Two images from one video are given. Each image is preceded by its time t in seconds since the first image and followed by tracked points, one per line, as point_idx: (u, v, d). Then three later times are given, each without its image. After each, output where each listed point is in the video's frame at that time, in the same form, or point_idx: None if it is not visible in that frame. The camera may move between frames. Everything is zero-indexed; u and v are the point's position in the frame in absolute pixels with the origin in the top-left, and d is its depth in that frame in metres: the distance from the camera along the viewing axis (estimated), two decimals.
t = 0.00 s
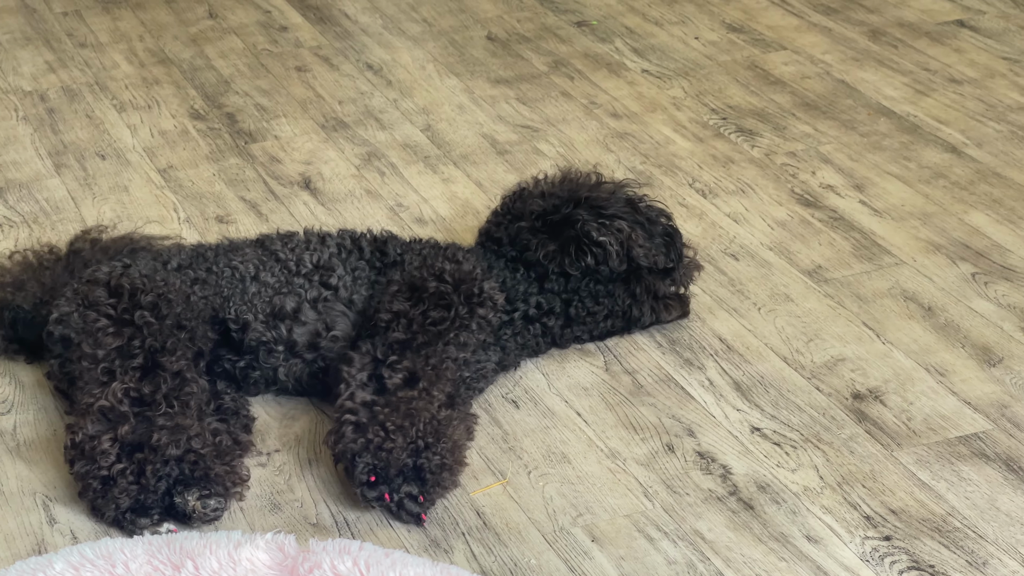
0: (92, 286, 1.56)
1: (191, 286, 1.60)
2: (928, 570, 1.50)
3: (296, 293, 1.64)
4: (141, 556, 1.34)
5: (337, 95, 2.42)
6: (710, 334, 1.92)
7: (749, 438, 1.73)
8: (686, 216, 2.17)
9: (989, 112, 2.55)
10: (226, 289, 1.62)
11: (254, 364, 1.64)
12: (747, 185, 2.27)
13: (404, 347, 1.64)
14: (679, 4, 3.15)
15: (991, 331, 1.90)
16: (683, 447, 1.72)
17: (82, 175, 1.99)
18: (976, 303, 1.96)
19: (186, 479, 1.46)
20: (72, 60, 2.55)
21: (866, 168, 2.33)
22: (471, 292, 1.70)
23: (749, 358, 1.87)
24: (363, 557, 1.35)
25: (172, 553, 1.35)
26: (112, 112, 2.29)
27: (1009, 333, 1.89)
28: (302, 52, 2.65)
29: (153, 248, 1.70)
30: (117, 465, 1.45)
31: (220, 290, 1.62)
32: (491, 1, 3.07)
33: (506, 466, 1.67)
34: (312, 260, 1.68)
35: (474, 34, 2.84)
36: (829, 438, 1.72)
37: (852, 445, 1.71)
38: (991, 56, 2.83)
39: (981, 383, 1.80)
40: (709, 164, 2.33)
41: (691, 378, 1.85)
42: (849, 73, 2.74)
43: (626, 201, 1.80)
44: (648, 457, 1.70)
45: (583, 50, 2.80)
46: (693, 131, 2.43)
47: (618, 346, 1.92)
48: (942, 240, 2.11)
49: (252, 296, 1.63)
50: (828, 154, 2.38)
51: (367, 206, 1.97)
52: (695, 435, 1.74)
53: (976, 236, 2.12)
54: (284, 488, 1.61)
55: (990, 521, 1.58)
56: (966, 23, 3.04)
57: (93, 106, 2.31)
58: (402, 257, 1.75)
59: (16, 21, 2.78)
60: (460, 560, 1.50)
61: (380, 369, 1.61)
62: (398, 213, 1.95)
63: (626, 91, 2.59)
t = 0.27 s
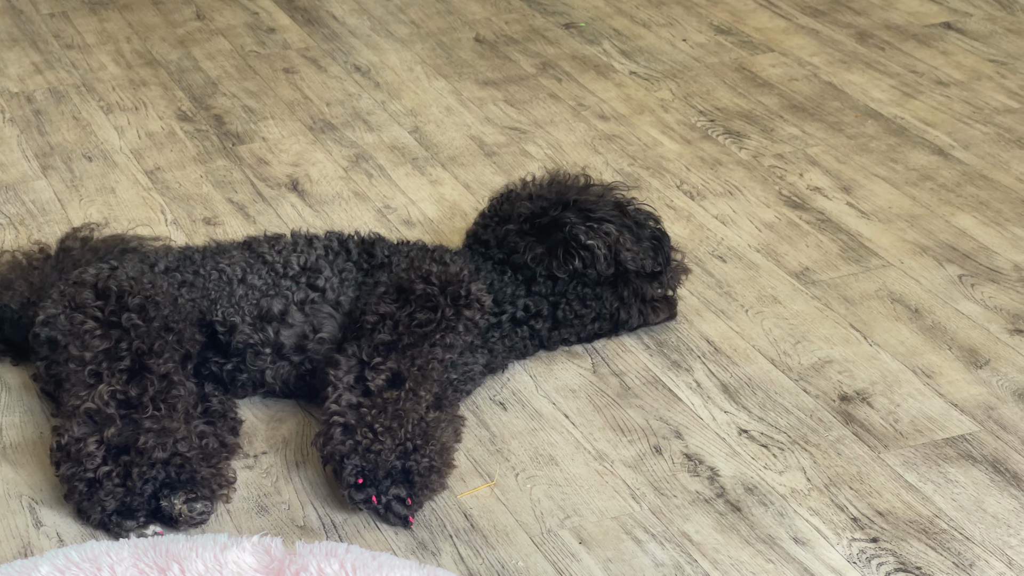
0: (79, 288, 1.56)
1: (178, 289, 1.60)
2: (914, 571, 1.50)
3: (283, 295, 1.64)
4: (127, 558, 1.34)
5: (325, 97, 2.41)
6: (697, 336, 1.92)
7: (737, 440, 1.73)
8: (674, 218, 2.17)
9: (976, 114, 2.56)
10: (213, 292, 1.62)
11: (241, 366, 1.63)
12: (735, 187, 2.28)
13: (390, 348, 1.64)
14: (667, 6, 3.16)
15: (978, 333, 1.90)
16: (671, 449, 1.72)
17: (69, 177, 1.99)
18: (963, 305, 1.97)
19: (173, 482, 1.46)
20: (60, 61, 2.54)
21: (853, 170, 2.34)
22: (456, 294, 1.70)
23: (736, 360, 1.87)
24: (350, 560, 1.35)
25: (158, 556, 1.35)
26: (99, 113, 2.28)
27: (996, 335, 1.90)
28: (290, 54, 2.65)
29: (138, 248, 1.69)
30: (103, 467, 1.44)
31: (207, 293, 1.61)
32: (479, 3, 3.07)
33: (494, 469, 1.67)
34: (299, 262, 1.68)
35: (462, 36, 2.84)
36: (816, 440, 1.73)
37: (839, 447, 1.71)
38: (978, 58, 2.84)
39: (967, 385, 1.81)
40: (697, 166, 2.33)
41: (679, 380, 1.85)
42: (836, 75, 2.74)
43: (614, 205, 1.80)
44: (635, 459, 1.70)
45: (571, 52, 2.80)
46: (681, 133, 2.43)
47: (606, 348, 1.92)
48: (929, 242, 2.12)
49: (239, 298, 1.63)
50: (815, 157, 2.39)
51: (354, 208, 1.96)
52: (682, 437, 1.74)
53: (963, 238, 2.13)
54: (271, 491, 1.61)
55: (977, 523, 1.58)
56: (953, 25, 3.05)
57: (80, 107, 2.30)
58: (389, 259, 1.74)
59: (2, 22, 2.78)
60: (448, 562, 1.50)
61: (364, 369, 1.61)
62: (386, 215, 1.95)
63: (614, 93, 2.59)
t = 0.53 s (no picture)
0: (75, 291, 1.55)
1: (172, 289, 1.57)
2: (906, 571, 1.50)
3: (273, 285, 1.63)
4: (117, 559, 1.33)
5: (315, 97, 2.41)
6: (688, 336, 1.92)
7: (728, 440, 1.73)
8: (664, 218, 2.17)
9: (966, 114, 2.56)
10: (206, 288, 1.60)
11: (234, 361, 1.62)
12: (726, 187, 2.28)
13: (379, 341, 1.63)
14: (658, 7, 3.16)
15: (969, 332, 1.91)
16: (662, 449, 1.72)
17: (59, 177, 1.99)
18: (953, 304, 1.97)
19: (168, 486, 1.45)
20: (50, 62, 2.54)
21: (843, 170, 2.34)
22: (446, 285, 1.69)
23: (727, 360, 1.87)
24: (341, 560, 1.35)
25: (149, 557, 1.34)
26: (89, 113, 2.28)
27: (987, 335, 1.90)
28: (281, 55, 2.65)
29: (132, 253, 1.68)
30: (98, 470, 1.43)
31: (200, 287, 1.60)
32: (470, 4, 3.07)
33: (485, 469, 1.67)
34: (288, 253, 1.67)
35: (452, 37, 2.84)
36: (808, 440, 1.72)
37: (831, 447, 1.71)
38: (968, 59, 2.84)
39: (958, 385, 1.81)
40: (688, 166, 2.33)
41: (670, 380, 1.85)
42: (826, 75, 2.75)
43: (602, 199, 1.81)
44: (627, 459, 1.70)
45: (562, 52, 2.80)
46: (672, 134, 2.43)
47: (598, 348, 1.92)
48: (920, 242, 2.12)
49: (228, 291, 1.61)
50: (806, 157, 2.39)
51: (345, 208, 1.96)
52: (674, 437, 1.74)
53: (954, 238, 2.13)
54: (262, 491, 1.60)
55: (968, 522, 1.58)
56: (943, 26, 3.06)
57: (70, 108, 2.30)
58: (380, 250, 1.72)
59: None
60: (439, 563, 1.49)
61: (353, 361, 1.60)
62: (377, 215, 1.95)
63: (605, 93, 2.59)
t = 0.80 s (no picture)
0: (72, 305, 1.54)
1: (153, 277, 1.61)
2: (895, 573, 1.50)
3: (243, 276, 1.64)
4: (107, 563, 1.33)
5: (305, 100, 2.41)
6: (678, 338, 1.92)
7: (718, 442, 1.73)
8: (654, 221, 2.17)
9: (956, 116, 2.57)
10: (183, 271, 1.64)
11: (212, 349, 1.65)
12: (716, 189, 2.28)
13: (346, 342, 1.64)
14: (648, 9, 3.16)
15: (958, 335, 1.91)
16: (652, 451, 1.72)
17: (49, 180, 1.98)
18: (943, 307, 1.97)
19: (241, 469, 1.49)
20: (40, 65, 2.53)
21: (833, 172, 2.35)
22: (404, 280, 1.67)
23: (717, 363, 1.87)
24: (331, 564, 1.35)
25: (138, 561, 1.34)
26: (79, 116, 2.28)
27: (976, 337, 1.90)
28: (271, 57, 2.65)
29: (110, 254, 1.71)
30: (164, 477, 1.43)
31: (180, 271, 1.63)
32: (461, 6, 3.08)
33: (475, 471, 1.67)
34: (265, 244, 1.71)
35: (442, 39, 2.84)
36: (797, 442, 1.72)
37: (820, 449, 1.71)
38: (958, 61, 2.85)
39: (947, 387, 1.81)
40: (678, 168, 2.33)
41: (659, 382, 1.85)
42: (816, 77, 2.75)
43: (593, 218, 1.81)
44: (616, 462, 1.70)
45: (552, 54, 2.80)
46: (662, 136, 2.44)
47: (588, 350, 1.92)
48: (910, 245, 2.12)
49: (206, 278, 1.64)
50: (796, 159, 2.39)
51: (335, 211, 1.96)
52: (663, 439, 1.74)
53: (943, 240, 2.14)
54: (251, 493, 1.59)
55: (958, 525, 1.58)
56: (933, 27, 3.06)
57: (60, 110, 2.30)
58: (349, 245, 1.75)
59: None
60: (429, 565, 1.49)
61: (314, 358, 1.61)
62: (366, 218, 1.95)
63: (595, 95, 2.59)
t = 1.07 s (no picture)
0: (48, 294, 1.57)
1: (139, 284, 1.60)
2: None
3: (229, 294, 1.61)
4: (97, 567, 1.33)
5: (296, 102, 2.41)
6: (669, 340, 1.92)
7: (709, 444, 1.73)
8: (645, 223, 2.17)
9: (947, 118, 2.57)
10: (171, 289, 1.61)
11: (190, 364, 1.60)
12: (707, 191, 2.28)
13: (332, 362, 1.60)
14: (639, 11, 3.17)
15: (949, 336, 1.91)
16: (643, 454, 1.72)
17: (39, 182, 1.98)
18: (933, 309, 1.97)
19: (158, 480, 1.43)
20: (32, 67, 2.53)
21: (824, 174, 2.35)
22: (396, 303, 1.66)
23: (708, 365, 1.87)
24: (321, 567, 1.35)
25: (129, 564, 1.34)
26: (70, 118, 2.27)
27: (966, 339, 1.91)
28: (262, 59, 2.65)
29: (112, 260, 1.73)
30: (86, 474, 1.39)
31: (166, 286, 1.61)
32: (452, 8, 3.08)
33: (466, 474, 1.66)
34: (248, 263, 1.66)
35: (433, 41, 2.84)
36: (788, 444, 1.72)
37: (811, 451, 1.71)
38: (948, 62, 2.85)
39: (938, 389, 1.81)
40: (669, 170, 2.34)
41: (651, 385, 1.85)
42: (807, 79, 2.75)
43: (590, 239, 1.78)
44: (608, 464, 1.70)
45: (543, 56, 2.80)
46: (653, 138, 2.44)
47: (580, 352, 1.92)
48: (900, 246, 2.13)
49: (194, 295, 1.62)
50: (787, 161, 2.39)
51: (326, 213, 1.97)
52: (654, 442, 1.74)
53: (934, 242, 2.14)
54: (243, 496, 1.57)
55: (948, 527, 1.58)
56: (923, 29, 3.07)
57: (51, 113, 2.29)
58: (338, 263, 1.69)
59: None
60: (420, 568, 1.48)
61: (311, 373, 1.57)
62: (357, 220, 1.95)
63: (586, 97, 2.60)
